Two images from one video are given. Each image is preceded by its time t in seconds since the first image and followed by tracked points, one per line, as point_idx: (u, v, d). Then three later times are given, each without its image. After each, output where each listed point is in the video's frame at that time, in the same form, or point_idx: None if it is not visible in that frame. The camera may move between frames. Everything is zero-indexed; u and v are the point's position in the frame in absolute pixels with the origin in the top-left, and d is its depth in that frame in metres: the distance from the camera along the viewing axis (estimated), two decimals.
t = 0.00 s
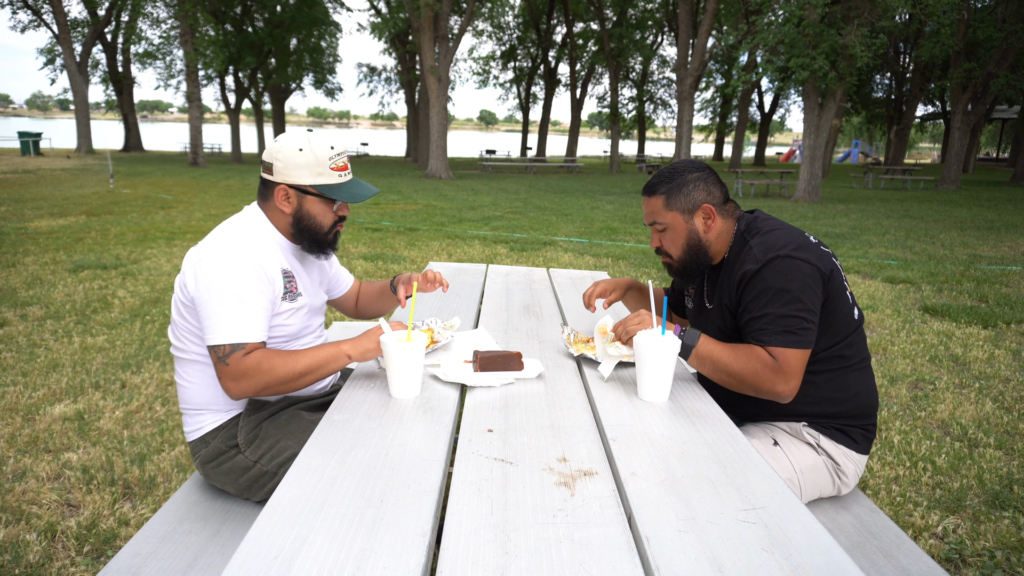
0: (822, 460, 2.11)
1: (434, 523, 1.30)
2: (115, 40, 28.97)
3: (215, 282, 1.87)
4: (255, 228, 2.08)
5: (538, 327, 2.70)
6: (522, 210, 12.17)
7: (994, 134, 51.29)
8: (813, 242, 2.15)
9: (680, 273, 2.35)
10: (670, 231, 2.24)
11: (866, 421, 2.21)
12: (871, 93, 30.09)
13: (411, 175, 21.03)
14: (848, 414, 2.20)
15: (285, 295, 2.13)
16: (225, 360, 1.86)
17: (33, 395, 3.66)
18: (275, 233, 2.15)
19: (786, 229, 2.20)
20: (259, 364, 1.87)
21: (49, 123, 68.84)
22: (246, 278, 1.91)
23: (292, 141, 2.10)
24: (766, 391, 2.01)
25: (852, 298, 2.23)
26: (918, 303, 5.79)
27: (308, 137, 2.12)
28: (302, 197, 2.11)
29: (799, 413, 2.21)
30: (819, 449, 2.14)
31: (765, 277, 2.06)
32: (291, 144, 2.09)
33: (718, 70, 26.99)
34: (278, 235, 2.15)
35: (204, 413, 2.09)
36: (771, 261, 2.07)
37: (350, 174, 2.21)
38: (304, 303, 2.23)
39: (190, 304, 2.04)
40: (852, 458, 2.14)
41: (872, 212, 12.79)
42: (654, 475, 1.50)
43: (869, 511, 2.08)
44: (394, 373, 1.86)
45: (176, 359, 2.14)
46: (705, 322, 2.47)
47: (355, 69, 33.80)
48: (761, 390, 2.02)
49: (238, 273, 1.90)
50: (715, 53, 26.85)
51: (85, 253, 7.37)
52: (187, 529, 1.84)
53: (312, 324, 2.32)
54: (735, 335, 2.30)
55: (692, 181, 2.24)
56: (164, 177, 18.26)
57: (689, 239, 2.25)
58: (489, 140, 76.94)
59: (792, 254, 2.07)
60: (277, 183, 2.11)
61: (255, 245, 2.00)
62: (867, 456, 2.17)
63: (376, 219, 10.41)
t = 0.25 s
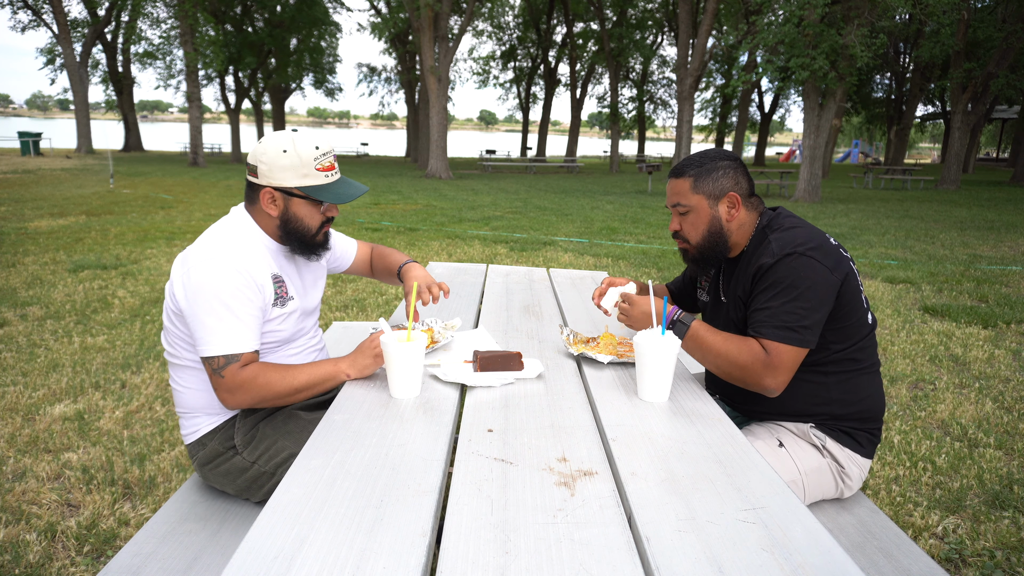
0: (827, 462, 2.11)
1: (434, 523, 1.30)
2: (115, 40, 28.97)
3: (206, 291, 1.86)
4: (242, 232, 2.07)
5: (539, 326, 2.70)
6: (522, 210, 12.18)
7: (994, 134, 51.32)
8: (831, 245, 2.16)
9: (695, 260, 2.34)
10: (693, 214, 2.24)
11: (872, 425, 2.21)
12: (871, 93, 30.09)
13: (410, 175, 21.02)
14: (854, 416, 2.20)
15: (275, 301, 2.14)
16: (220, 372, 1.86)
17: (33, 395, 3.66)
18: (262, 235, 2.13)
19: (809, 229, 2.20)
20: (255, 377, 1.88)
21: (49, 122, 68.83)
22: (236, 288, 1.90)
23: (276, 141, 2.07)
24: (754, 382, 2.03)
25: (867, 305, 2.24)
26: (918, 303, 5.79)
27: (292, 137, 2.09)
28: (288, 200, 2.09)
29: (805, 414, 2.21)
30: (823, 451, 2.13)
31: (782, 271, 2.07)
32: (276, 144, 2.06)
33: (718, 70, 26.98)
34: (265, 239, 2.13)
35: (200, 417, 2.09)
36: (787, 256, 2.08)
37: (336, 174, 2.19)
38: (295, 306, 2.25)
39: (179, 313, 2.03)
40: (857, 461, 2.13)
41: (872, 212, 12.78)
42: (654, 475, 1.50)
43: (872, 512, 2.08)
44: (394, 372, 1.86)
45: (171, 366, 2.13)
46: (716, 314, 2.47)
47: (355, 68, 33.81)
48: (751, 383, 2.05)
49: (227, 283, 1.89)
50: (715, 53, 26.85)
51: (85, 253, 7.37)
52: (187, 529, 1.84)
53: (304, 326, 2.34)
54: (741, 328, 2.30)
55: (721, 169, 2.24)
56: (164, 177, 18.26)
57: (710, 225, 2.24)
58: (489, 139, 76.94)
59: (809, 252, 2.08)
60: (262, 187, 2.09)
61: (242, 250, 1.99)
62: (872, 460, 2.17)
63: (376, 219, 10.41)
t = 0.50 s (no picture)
0: (828, 463, 2.11)
1: (433, 523, 1.30)
2: (115, 40, 28.98)
3: (200, 297, 1.86)
4: (232, 237, 2.06)
5: (538, 327, 2.70)
6: (522, 210, 12.17)
7: (994, 133, 51.37)
8: (834, 246, 2.15)
9: (696, 257, 2.34)
10: (698, 211, 2.22)
11: (873, 425, 2.21)
12: (871, 93, 30.09)
13: (410, 175, 21.02)
14: (856, 417, 2.19)
15: (268, 305, 2.14)
16: (219, 379, 1.86)
17: (33, 395, 3.66)
18: (254, 241, 2.13)
19: (813, 230, 2.19)
20: (255, 383, 1.88)
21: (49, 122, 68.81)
22: (228, 294, 1.89)
23: (267, 146, 2.05)
24: (743, 378, 2.04)
25: (870, 305, 2.24)
26: (918, 303, 5.79)
27: (284, 141, 2.07)
28: (279, 206, 2.08)
29: (806, 414, 2.21)
30: (824, 452, 2.13)
31: (783, 270, 2.07)
32: (267, 149, 2.04)
33: (718, 70, 26.98)
34: (254, 242, 2.13)
35: (198, 420, 2.09)
36: (787, 256, 2.08)
37: (330, 180, 2.17)
38: (291, 309, 2.25)
39: (172, 320, 2.02)
40: (858, 461, 2.13)
41: (872, 212, 12.78)
42: (654, 475, 1.50)
43: (872, 512, 2.08)
44: (394, 372, 1.86)
45: (169, 372, 2.12)
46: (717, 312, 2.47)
47: (355, 68, 33.82)
48: (737, 378, 2.07)
49: (218, 290, 1.88)
50: (715, 53, 26.86)
51: (85, 253, 7.37)
52: (187, 529, 1.84)
53: (300, 328, 2.35)
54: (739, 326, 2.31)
55: (729, 167, 2.23)
56: (164, 177, 18.26)
57: (714, 223, 2.23)
58: (489, 139, 76.95)
59: (809, 252, 2.08)
60: (254, 191, 2.07)
61: (232, 255, 1.98)
62: (873, 461, 2.16)
63: (376, 219, 10.41)
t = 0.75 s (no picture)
0: (826, 462, 2.11)
1: (434, 523, 1.30)
2: (115, 40, 28.98)
3: (198, 303, 1.86)
4: (229, 242, 2.06)
5: (539, 327, 2.70)
6: (522, 210, 12.18)
7: (994, 133, 51.38)
8: (830, 245, 2.15)
9: (693, 258, 2.34)
10: (694, 211, 2.23)
11: (871, 424, 2.21)
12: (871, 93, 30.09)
13: (410, 175, 21.02)
14: (854, 416, 2.19)
15: (267, 309, 2.15)
16: (221, 386, 1.86)
17: (33, 395, 3.66)
18: (251, 245, 2.12)
19: (808, 229, 2.19)
20: (257, 388, 1.88)
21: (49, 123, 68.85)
22: (226, 299, 1.90)
23: (267, 153, 2.03)
24: (745, 378, 2.03)
25: (865, 305, 2.24)
26: (918, 303, 5.79)
27: (284, 148, 2.04)
28: (278, 212, 2.07)
29: (805, 414, 2.21)
30: (822, 451, 2.13)
31: (779, 270, 2.07)
32: (267, 156, 2.02)
33: (718, 70, 26.98)
34: (252, 248, 2.13)
35: (198, 422, 2.09)
36: (782, 255, 2.08)
37: (330, 186, 2.15)
38: (289, 312, 2.25)
39: (170, 325, 2.02)
40: (857, 460, 2.13)
41: (872, 212, 12.78)
42: (654, 475, 1.50)
43: (871, 512, 2.08)
44: (394, 373, 1.86)
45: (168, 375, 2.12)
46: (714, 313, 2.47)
47: (355, 69, 33.83)
48: (733, 378, 2.07)
49: (216, 295, 1.88)
50: (715, 53, 26.86)
51: (85, 253, 7.37)
52: (188, 529, 1.84)
53: (299, 330, 2.35)
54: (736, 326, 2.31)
55: (725, 166, 2.23)
56: (164, 177, 18.26)
57: (710, 223, 2.23)
58: (489, 139, 76.93)
59: (804, 252, 2.08)
60: (252, 197, 2.06)
61: (230, 260, 1.99)
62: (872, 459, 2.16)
63: (376, 219, 10.40)
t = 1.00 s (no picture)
0: (826, 462, 2.11)
1: (434, 523, 1.30)
2: (115, 40, 28.98)
3: (197, 304, 1.86)
4: (228, 243, 2.07)
5: (538, 327, 2.70)
6: (522, 210, 12.17)
7: (994, 133, 51.41)
8: (826, 245, 2.15)
9: (690, 260, 2.34)
10: (688, 214, 2.24)
11: (871, 424, 2.21)
12: (871, 93, 30.11)
13: (410, 175, 21.01)
14: (854, 415, 2.19)
15: (267, 310, 2.15)
16: (221, 387, 1.86)
17: (33, 395, 3.66)
18: (250, 246, 2.12)
19: (804, 229, 2.19)
20: (257, 389, 1.88)
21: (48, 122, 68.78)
22: (226, 301, 1.90)
23: (267, 154, 2.03)
24: (742, 381, 2.05)
25: (862, 304, 2.23)
26: (918, 302, 5.79)
27: (285, 149, 2.04)
28: (278, 213, 2.06)
29: (804, 414, 2.21)
30: (822, 451, 2.13)
31: (772, 271, 2.07)
32: (267, 157, 2.02)
33: (718, 70, 26.97)
34: (252, 249, 2.13)
35: (197, 423, 2.09)
36: (778, 255, 2.08)
37: (330, 189, 2.16)
38: (289, 313, 2.26)
39: (170, 328, 2.02)
40: (856, 460, 2.13)
41: (872, 212, 12.77)
42: (655, 475, 1.50)
43: (870, 511, 2.08)
44: (394, 373, 1.86)
45: (168, 375, 2.12)
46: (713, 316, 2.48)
47: (355, 69, 33.84)
48: (733, 379, 2.07)
49: (215, 297, 1.88)
50: (715, 53, 26.86)
51: (85, 253, 7.37)
52: (188, 529, 1.84)
53: (299, 331, 2.35)
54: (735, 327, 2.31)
55: (718, 168, 2.23)
56: (164, 177, 18.26)
57: (705, 225, 2.24)
58: (489, 139, 76.93)
59: (799, 252, 2.09)
60: (251, 199, 2.06)
61: (229, 261, 1.99)
62: (871, 459, 2.16)
63: (376, 219, 10.40)
